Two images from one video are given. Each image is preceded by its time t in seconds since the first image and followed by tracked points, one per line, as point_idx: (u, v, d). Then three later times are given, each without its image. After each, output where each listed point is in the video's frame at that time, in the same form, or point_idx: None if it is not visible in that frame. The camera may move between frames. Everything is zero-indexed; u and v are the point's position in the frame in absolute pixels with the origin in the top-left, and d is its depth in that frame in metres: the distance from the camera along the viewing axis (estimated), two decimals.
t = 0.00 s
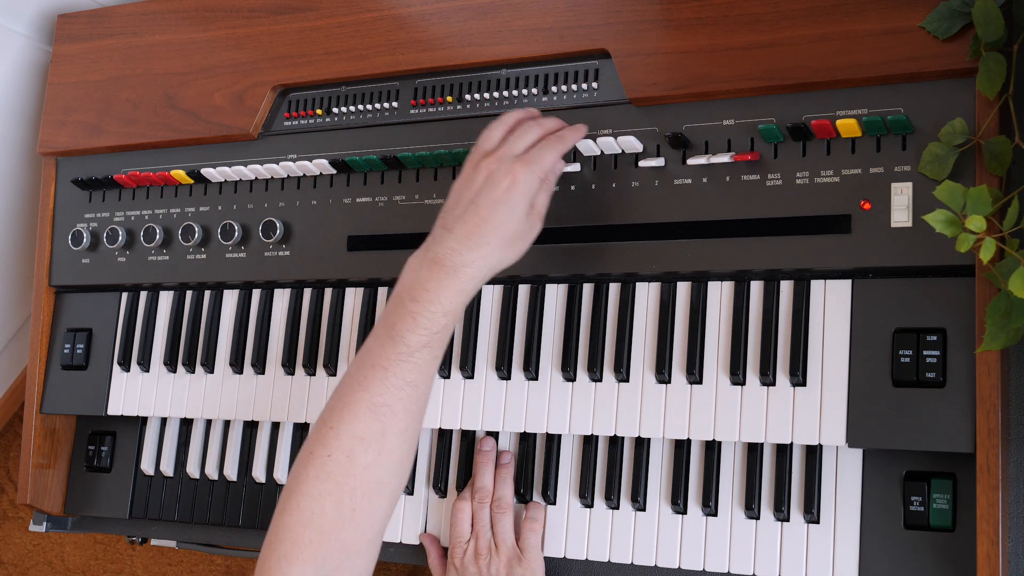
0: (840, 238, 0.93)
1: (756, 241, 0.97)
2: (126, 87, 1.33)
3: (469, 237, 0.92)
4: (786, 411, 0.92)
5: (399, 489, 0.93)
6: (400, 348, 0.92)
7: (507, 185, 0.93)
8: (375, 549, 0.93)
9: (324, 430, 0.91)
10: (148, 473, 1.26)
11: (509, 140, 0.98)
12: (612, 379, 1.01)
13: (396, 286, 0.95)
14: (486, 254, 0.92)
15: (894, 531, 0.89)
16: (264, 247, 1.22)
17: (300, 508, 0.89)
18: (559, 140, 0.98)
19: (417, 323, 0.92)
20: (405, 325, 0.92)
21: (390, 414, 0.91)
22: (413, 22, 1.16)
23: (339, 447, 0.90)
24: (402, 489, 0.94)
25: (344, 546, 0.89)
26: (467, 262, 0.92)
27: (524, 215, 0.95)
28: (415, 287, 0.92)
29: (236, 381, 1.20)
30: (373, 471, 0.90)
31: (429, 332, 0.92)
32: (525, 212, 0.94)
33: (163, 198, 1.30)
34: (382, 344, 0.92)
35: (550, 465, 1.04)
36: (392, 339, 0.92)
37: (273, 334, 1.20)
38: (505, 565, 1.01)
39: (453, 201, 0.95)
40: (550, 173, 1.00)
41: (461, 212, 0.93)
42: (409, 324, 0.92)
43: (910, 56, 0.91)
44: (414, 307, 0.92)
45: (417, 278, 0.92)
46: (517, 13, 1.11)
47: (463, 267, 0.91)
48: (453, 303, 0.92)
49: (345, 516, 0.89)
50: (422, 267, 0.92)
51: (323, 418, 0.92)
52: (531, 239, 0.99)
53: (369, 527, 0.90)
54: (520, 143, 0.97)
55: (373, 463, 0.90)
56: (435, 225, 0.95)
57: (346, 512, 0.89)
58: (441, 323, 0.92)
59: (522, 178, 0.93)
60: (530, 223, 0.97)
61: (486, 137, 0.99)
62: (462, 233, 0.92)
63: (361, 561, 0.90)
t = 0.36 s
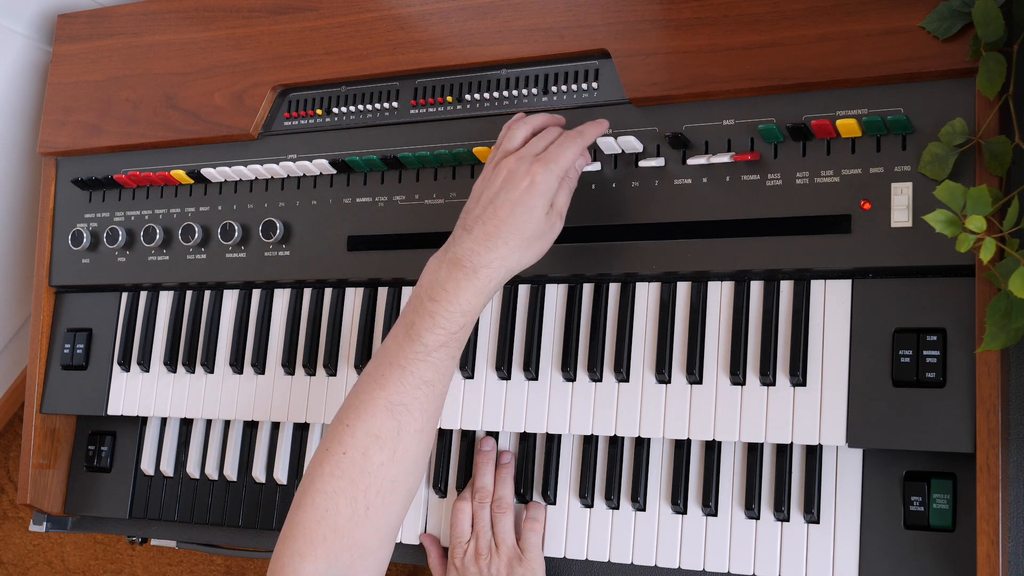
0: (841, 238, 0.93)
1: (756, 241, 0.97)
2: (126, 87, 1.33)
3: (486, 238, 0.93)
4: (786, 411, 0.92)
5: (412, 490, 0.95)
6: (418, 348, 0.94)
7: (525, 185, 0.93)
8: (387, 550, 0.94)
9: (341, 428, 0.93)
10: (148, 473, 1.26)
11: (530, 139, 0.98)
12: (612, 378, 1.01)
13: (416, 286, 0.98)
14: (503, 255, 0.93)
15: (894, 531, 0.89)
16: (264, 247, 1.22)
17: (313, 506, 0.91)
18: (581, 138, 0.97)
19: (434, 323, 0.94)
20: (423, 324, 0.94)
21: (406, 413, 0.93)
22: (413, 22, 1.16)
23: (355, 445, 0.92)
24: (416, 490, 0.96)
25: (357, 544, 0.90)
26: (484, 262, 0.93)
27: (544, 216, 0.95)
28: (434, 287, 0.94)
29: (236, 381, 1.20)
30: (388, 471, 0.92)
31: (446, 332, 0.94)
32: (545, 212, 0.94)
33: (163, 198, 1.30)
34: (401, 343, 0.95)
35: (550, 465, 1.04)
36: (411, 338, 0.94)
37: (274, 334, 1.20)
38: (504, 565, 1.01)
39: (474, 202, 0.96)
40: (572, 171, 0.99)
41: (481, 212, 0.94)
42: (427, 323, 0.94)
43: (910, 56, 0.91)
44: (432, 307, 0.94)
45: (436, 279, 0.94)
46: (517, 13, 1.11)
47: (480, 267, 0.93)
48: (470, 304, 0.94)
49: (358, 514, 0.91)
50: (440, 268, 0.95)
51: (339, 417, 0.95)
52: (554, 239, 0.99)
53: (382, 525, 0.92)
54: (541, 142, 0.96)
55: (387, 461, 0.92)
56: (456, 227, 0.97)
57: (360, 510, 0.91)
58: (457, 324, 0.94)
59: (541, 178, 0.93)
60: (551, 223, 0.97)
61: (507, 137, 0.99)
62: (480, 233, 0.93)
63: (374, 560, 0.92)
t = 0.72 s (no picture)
0: (841, 238, 0.93)
1: (757, 241, 0.97)
2: (126, 87, 1.33)
3: (497, 238, 0.93)
4: (786, 411, 0.92)
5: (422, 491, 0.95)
6: (430, 348, 0.94)
7: (536, 186, 0.93)
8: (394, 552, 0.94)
9: (352, 428, 0.93)
10: (148, 473, 1.26)
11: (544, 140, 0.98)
12: (612, 378, 1.01)
13: (430, 287, 0.98)
14: (514, 255, 0.93)
15: (894, 531, 0.89)
16: (264, 247, 1.22)
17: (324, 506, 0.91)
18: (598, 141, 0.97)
19: (445, 323, 0.94)
20: (435, 324, 0.94)
21: (417, 413, 0.94)
22: (413, 22, 1.16)
23: (366, 445, 0.92)
24: (426, 491, 0.96)
25: (366, 544, 0.90)
26: (495, 263, 0.93)
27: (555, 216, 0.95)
28: (447, 287, 0.95)
29: (236, 381, 1.20)
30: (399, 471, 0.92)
31: (457, 332, 0.94)
32: (557, 212, 0.94)
33: (163, 198, 1.30)
34: (413, 343, 0.95)
35: (550, 465, 1.04)
36: (424, 338, 0.95)
37: (274, 334, 1.20)
38: (505, 565, 1.01)
39: (487, 203, 0.96)
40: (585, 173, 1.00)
41: (493, 212, 0.94)
42: (438, 323, 0.94)
43: (910, 55, 0.91)
44: (444, 307, 0.94)
45: (448, 279, 0.95)
46: (517, 13, 1.11)
47: (491, 267, 0.93)
48: (481, 304, 0.94)
49: (368, 514, 0.91)
50: (453, 269, 0.95)
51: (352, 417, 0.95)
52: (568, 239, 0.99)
53: (392, 526, 0.92)
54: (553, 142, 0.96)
55: (398, 461, 0.92)
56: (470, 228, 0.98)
57: (370, 510, 0.91)
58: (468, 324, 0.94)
59: (552, 178, 0.92)
60: (561, 223, 0.96)
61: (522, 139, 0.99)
62: (491, 234, 0.93)
63: (383, 561, 0.92)
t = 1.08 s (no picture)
0: (841, 238, 0.93)
1: (757, 241, 0.97)
2: (126, 87, 1.33)
3: (482, 232, 0.92)
4: (786, 411, 0.92)
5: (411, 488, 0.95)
6: (415, 345, 0.94)
7: (517, 179, 0.93)
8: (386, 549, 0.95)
9: (338, 427, 0.93)
10: (148, 473, 1.26)
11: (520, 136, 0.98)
12: (612, 378, 1.01)
13: (411, 285, 0.97)
14: (498, 249, 0.92)
15: (894, 531, 0.89)
16: (264, 247, 1.22)
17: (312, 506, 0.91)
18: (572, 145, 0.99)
19: (429, 319, 0.93)
20: (419, 321, 0.94)
21: (403, 411, 0.93)
22: (413, 21, 1.16)
23: (352, 444, 0.92)
24: (416, 489, 0.96)
25: (356, 543, 0.91)
26: (481, 257, 0.92)
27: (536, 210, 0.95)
28: (430, 282, 0.94)
29: (236, 381, 1.20)
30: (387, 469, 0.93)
31: (442, 328, 0.94)
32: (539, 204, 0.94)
33: (163, 198, 1.30)
34: (397, 341, 0.95)
35: (550, 465, 1.04)
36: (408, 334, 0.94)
37: (274, 334, 1.20)
38: (505, 565, 1.01)
39: (468, 199, 0.95)
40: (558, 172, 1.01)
41: (475, 208, 0.93)
42: (422, 320, 0.94)
43: (910, 55, 0.91)
44: (428, 303, 0.93)
45: (432, 275, 0.94)
46: (517, 13, 1.11)
47: (476, 261, 0.92)
48: (467, 299, 0.93)
49: (357, 513, 0.91)
50: (436, 265, 0.94)
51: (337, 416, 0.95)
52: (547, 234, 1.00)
53: (381, 524, 0.92)
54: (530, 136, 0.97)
55: (385, 459, 0.92)
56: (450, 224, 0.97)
57: (359, 509, 0.91)
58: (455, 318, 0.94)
59: (533, 170, 0.93)
60: (543, 215, 0.99)
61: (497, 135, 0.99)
62: (475, 228, 0.92)
63: (374, 559, 0.92)
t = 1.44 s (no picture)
0: (841, 238, 0.93)
1: (756, 241, 0.97)
2: (126, 87, 1.33)
3: (480, 230, 0.93)
4: (786, 410, 0.92)
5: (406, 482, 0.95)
6: (413, 340, 0.94)
7: (511, 177, 0.93)
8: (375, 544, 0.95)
9: (336, 421, 0.93)
10: (148, 473, 1.26)
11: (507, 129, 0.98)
12: (612, 379, 1.01)
13: (404, 279, 0.96)
14: (496, 247, 0.94)
15: (894, 531, 0.89)
16: (264, 247, 1.22)
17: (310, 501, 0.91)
18: (554, 133, 1.00)
19: (429, 316, 0.94)
20: (417, 317, 0.94)
21: (401, 406, 0.94)
22: (413, 21, 1.16)
23: (350, 439, 0.92)
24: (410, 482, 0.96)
25: (354, 538, 0.91)
26: (479, 256, 0.94)
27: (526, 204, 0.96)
28: (428, 279, 0.94)
29: (236, 381, 1.20)
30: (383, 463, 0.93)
31: (441, 324, 0.94)
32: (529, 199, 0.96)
33: (163, 198, 1.30)
34: (393, 336, 0.94)
35: (550, 465, 1.04)
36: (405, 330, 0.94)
37: (273, 333, 1.20)
38: (505, 565, 1.01)
39: (460, 193, 0.95)
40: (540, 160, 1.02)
41: (471, 205, 0.93)
42: (422, 317, 0.94)
43: (910, 55, 0.91)
44: (427, 301, 0.94)
45: (430, 273, 0.94)
46: (517, 12, 1.11)
47: (476, 260, 0.93)
48: (465, 296, 0.94)
49: (354, 507, 0.91)
50: (434, 262, 0.94)
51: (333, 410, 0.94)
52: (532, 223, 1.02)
53: (379, 517, 0.92)
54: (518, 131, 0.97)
55: (383, 453, 0.93)
56: (440, 217, 0.96)
57: (357, 502, 0.91)
58: (455, 314, 0.95)
59: (527, 167, 0.94)
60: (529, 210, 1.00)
61: (480, 125, 0.98)
62: (473, 227, 0.93)
63: (370, 552, 0.92)
